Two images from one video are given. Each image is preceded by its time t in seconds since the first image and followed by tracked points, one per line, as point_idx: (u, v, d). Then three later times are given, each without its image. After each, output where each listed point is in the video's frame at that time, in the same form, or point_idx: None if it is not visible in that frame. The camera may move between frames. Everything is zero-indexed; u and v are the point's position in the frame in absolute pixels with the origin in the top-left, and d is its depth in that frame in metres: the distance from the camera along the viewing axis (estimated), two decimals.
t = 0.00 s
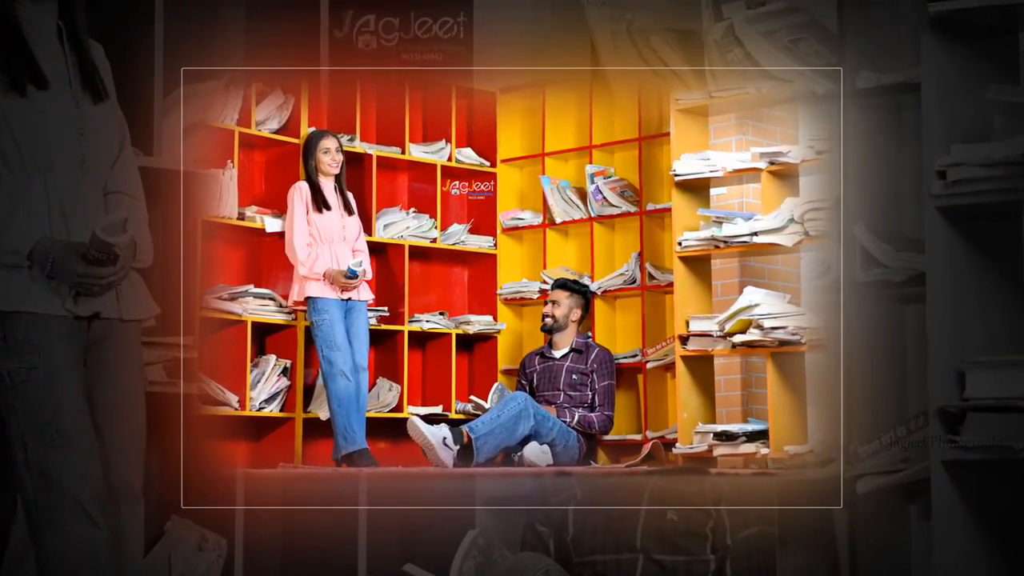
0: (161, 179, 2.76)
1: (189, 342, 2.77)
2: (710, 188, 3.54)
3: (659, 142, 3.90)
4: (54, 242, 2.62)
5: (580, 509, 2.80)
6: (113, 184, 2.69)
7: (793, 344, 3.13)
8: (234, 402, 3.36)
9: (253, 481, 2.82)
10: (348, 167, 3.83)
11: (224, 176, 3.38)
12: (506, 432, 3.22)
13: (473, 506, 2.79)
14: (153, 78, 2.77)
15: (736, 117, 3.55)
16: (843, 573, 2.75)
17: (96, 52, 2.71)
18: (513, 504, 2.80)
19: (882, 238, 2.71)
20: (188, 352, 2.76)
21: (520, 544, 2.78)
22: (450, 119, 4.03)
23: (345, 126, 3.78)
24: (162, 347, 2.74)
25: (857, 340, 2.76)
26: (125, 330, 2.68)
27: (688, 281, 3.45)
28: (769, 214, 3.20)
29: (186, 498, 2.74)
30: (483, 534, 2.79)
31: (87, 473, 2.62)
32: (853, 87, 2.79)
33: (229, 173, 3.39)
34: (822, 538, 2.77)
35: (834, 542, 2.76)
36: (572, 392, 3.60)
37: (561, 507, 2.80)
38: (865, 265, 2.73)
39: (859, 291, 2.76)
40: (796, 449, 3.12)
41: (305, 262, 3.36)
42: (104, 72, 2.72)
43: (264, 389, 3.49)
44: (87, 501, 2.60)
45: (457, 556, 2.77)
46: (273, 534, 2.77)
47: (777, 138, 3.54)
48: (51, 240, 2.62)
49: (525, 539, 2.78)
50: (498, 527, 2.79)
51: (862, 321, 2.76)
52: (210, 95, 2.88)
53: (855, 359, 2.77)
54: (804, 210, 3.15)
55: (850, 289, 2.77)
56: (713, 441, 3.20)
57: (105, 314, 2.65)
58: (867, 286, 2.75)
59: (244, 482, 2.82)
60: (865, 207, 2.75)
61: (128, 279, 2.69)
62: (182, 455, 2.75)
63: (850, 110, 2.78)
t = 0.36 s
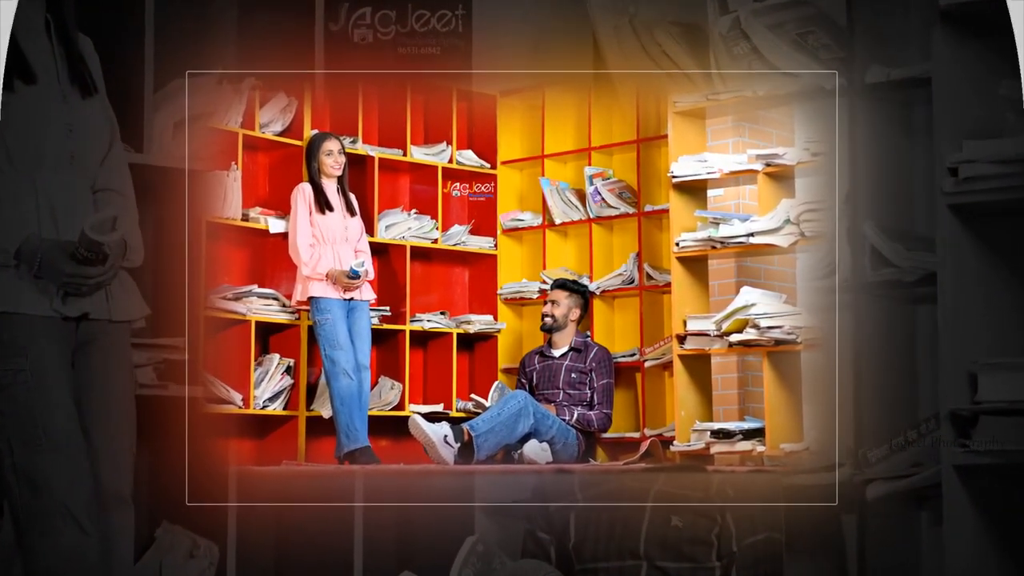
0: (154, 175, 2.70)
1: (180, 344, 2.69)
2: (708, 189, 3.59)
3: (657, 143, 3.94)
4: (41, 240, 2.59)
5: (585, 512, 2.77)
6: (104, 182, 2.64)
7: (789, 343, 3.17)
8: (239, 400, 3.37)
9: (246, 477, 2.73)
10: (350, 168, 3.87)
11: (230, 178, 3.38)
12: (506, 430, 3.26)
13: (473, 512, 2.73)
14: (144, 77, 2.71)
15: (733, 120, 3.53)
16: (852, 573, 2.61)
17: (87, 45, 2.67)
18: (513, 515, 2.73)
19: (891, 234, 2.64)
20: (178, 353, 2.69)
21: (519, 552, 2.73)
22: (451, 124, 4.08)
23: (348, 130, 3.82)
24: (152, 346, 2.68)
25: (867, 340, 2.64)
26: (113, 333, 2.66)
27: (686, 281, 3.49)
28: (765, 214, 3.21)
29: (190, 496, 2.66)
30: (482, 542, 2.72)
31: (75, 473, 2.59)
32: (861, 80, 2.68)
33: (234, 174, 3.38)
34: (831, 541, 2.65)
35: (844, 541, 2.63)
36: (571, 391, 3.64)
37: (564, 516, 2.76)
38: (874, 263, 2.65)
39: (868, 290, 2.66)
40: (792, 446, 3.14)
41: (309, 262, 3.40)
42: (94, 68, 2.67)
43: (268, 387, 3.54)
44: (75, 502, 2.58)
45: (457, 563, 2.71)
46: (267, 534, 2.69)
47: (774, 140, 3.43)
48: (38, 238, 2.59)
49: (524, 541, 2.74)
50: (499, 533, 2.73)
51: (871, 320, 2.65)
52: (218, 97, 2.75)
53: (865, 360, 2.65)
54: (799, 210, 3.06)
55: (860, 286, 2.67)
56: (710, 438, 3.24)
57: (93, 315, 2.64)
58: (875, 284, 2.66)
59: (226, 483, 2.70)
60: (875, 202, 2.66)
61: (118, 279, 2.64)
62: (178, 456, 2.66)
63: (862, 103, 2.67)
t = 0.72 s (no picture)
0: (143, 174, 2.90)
1: (170, 346, 2.91)
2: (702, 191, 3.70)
3: (655, 146, 3.83)
4: (28, 239, 2.82)
5: (585, 520, 2.94)
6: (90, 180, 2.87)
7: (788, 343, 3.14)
8: (244, 399, 3.01)
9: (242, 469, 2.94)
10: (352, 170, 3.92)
11: (233, 179, 2.99)
12: (506, 426, 3.39)
13: (473, 518, 2.92)
14: (134, 83, 2.91)
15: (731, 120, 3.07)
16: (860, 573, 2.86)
17: (75, 40, 2.91)
18: (515, 522, 2.92)
19: (901, 237, 2.88)
20: (168, 355, 2.90)
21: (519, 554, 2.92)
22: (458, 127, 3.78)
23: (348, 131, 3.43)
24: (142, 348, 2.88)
25: (881, 338, 2.88)
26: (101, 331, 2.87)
27: (683, 282, 3.62)
28: (763, 215, 3.18)
29: (195, 493, 2.90)
30: (481, 547, 2.91)
31: (66, 475, 2.82)
32: (872, 79, 2.91)
33: (239, 176, 2.99)
34: (830, 539, 2.89)
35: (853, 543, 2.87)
36: (570, 388, 3.74)
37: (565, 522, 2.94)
38: (885, 264, 2.88)
39: (879, 291, 2.90)
40: (788, 445, 2.97)
41: (311, 262, 3.63)
42: (82, 62, 2.89)
43: (271, 385, 3.56)
44: (65, 509, 2.82)
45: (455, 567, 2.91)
46: (263, 529, 2.92)
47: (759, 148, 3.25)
48: (25, 238, 2.82)
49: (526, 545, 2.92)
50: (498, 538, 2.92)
51: (884, 320, 2.88)
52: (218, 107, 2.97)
53: (877, 358, 2.88)
54: (796, 212, 2.99)
55: (872, 287, 2.90)
56: (708, 437, 3.29)
57: (83, 315, 2.85)
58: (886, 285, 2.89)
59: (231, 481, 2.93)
60: (886, 206, 2.90)
61: (106, 278, 2.85)
62: (182, 455, 2.90)
63: (874, 109, 2.90)
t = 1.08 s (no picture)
0: (135, 170, 2.90)
1: (160, 347, 2.88)
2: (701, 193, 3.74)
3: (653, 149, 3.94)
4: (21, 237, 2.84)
5: (585, 525, 2.92)
6: (79, 179, 2.87)
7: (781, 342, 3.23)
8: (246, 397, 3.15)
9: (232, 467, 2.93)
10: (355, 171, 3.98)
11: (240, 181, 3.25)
12: (506, 424, 3.42)
13: (472, 521, 2.91)
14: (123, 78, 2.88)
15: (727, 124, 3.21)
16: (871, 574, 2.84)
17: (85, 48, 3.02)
18: (513, 529, 2.90)
19: (911, 235, 2.86)
20: (158, 356, 2.88)
21: (520, 560, 2.90)
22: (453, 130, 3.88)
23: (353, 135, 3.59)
24: (133, 351, 2.87)
25: (889, 337, 2.86)
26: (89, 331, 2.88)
27: (679, 282, 3.70)
28: (758, 217, 3.27)
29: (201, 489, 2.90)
30: (481, 555, 2.89)
31: (54, 485, 2.83)
32: (879, 73, 2.91)
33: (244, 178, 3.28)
34: (837, 545, 2.86)
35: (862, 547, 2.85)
36: (568, 387, 3.77)
37: (566, 530, 2.93)
38: (893, 263, 2.86)
39: (886, 289, 2.87)
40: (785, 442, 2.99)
41: (314, 263, 3.62)
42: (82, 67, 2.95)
43: (275, 385, 3.67)
44: (53, 515, 2.83)
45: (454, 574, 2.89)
46: (255, 528, 2.90)
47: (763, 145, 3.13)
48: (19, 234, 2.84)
49: (526, 552, 2.90)
50: (500, 544, 2.90)
51: (892, 317, 2.86)
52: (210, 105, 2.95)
53: (886, 358, 2.86)
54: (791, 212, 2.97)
55: (880, 286, 2.86)
56: (704, 435, 3.41)
57: (73, 316, 2.85)
58: (893, 283, 2.88)
59: (222, 482, 2.92)
60: (894, 204, 2.87)
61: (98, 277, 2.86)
62: (176, 460, 2.89)
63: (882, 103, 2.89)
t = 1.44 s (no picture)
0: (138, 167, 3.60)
1: (152, 349, 3.53)
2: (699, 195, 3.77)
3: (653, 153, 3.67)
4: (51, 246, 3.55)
5: (587, 532, 3.49)
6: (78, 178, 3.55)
7: (776, 340, 3.50)
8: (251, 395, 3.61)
9: (225, 466, 3.56)
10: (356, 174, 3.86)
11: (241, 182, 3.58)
12: (506, 421, 3.82)
13: (474, 529, 3.51)
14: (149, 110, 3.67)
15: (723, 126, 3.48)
16: None
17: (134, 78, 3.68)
18: (513, 535, 3.50)
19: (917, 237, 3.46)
20: (150, 357, 3.53)
21: (519, 563, 3.50)
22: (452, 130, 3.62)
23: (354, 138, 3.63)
24: (137, 355, 3.52)
25: (895, 334, 3.46)
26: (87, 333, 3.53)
27: (676, 283, 3.76)
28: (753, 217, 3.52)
29: (206, 487, 3.56)
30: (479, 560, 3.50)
31: (45, 491, 3.48)
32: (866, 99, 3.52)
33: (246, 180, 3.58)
34: (846, 542, 3.45)
35: (872, 555, 3.44)
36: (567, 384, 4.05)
37: (567, 538, 3.50)
38: (904, 266, 3.45)
39: (893, 290, 3.46)
40: (779, 440, 3.48)
41: (317, 263, 3.79)
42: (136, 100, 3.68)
43: (278, 383, 3.73)
44: (44, 519, 3.47)
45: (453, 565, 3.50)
46: (249, 524, 3.55)
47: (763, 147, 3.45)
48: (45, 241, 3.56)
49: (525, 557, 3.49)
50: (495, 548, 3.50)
51: (898, 316, 3.46)
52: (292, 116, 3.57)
53: (894, 352, 3.46)
54: (786, 214, 3.49)
55: (888, 287, 3.46)
56: (702, 432, 3.53)
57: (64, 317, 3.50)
58: (900, 283, 3.47)
59: (257, 479, 3.57)
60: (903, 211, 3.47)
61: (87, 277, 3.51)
62: (168, 451, 3.54)
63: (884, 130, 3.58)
